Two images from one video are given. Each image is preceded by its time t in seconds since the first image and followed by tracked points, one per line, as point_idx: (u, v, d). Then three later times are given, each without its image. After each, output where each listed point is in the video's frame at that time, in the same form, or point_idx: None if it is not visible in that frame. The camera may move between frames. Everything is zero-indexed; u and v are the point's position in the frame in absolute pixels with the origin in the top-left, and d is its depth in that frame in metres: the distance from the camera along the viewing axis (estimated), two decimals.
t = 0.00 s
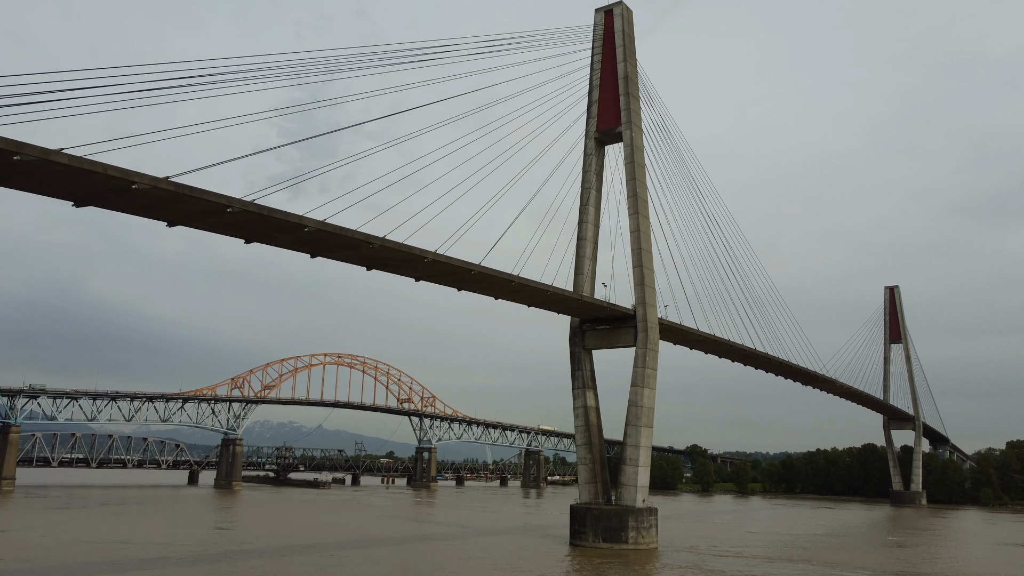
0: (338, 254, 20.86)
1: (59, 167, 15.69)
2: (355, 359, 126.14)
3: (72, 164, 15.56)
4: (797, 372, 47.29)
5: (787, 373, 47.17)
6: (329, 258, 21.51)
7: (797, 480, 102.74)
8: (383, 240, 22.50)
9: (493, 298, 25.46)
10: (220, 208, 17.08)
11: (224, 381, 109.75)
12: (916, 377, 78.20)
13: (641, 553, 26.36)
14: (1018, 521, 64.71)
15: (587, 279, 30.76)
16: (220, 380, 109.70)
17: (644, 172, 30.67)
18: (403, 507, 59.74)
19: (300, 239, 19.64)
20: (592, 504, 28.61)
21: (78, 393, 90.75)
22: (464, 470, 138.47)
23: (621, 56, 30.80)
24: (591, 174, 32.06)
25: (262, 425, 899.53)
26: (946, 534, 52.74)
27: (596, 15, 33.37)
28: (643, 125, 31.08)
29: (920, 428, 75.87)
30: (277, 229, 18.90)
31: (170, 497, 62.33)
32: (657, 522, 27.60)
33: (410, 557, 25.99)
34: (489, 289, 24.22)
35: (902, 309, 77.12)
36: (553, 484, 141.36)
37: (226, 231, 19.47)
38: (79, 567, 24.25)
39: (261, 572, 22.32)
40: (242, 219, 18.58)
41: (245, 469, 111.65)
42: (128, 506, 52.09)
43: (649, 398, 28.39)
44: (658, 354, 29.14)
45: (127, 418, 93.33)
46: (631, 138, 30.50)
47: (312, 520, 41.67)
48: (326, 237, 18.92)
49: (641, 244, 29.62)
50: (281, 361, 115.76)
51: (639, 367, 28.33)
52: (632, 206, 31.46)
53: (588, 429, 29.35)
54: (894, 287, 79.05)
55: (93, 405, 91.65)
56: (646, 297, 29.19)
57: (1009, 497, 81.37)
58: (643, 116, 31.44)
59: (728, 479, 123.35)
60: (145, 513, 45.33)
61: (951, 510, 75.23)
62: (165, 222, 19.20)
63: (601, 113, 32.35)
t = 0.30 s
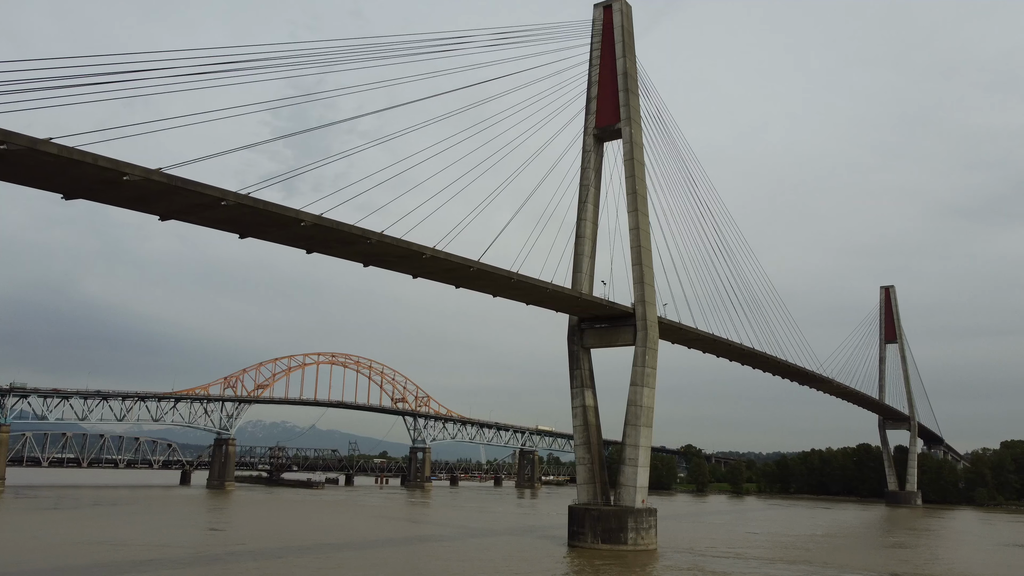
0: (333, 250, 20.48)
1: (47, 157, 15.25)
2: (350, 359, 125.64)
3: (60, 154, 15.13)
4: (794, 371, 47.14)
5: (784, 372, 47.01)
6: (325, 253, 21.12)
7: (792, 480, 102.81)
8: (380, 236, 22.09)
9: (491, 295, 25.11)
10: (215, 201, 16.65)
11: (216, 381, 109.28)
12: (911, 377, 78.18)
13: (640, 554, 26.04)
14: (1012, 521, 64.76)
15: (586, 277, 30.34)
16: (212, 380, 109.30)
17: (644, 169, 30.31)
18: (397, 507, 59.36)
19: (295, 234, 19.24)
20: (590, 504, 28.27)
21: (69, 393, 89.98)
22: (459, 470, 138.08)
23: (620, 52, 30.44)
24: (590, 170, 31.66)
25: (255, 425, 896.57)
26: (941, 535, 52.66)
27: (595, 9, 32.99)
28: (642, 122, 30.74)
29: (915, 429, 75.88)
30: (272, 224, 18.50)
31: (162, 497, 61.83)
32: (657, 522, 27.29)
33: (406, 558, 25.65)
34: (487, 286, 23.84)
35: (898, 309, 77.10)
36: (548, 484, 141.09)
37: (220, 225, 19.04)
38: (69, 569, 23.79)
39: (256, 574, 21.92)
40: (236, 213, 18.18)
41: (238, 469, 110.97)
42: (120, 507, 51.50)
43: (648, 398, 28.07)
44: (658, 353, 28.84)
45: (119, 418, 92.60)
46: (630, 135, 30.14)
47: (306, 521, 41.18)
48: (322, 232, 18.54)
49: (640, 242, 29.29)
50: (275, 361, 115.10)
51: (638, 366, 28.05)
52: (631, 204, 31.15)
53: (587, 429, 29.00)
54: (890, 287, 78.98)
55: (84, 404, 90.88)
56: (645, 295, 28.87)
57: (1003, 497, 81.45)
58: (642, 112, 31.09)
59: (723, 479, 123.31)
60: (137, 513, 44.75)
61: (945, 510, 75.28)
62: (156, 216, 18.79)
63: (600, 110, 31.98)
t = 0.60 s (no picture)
0: (328, 245, 20.10)
1: (35, 147, 14.85)
2: (342, 359, 125.09)
3: (48, 143, 14.73)
4: (791, 371, 46.98)
5: (781, 372, 46.83)
6: (321, 249, 20.74)
7: (786, 480, 102.85)
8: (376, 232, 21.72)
9: (488, 293, 24.78)
10: (208, 194, 16.27)
11: (208, 380, 108.59)
12: (905, 377, 78.22)
13: (639, 555, 25.75)
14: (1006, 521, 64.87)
15: (584, 274, 30.02)
16: (205, 380, 108.60)
17: (643, 167, 30.02)
18: (390, 507, 58.95)
19: (289, 229, 18.86)
20: (588, 504, 27.94)
21: (58, 392, 89.19)
22: (452, 470, 137.71)
23: (619, 47, 30.11)
24: (588, 167, 31.36)
25: (246, 425, 893.30)
26: (935, 535, 52.65)
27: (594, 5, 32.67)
28: (641, 118, 30.45)
29: (909, 429, 75.93)
30: (267, 219, 18.10)
31: (154, 498, 61.26)
32: (655, 523, 27.00)
33: (403, 559, 25.30)
34: (485, 283, 23.50)
35: (892, 309, 77.13)
36: (541, 484, 140.83)
37: (213, 220, 18.66)
38: (59, 571, 23.39)
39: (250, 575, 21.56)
40: (230, 206, 17.76)
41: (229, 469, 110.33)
42: (111, 507, 50.89)
43: (646, 397, 27.78)
44: (656, 352, 28.56)
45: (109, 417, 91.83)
46: (629, 131, 29.86)
47: (300, 522, 40.74)
48: (318, 227, 18.16)
49: (639, 239, 28.97)
50: (267, 360, 114.35)
51: (637, 365, 27.77)
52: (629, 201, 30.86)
53: (585, 428, 28.67)
54: (885, 287, 79.02)
55: (74, 404, 90.10)
56: (643, 293, 28.58)
57: (996, 497, 81.67)
58: (640, 108, 30.79)
59: (716, 479, 123.34)
60: (128, 515, 44.19)
61: (939, 510, 75.35)
62: (147, 209, 18.35)
63: (598, 106, 31.63)
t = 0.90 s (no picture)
0: (324, 241, 19.71)
1: (21, 134, 14.38)
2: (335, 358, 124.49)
3: (35, 131, 14.28)
4: (787, 371, 46.82)
5: (777, 372, 46.66)
6: (316, 244, 20.36)
7: (779, 480, 102.86)
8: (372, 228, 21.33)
9: (485, 291, 24.42)
10: (200, 185, 15.85)
11: (199, 380, 107.83)
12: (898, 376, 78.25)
13: (637, 556, 25.42)
14: (1000, 521, 64.86)
15: (581, 272, 29.66)
16: (196, 379, 107.82)
17: (641, 163, 29.72)
18: (384, 508, 58.32)
19: (284, 223, 18.45)
20: (585, 505, 27.60)
21: (47, 391, 88.30)
22: (444, 470, 137.25)
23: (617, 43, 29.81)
24: (585, 164, 31.02)
25: (237, 425, 889.75)
26: (930, 535, 52.56)
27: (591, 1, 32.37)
28: (639, 115, 30.15)
29: (902, 429, 75.95)
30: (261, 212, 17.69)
31: (143, 499, 60.56)
32: (653, 524, 26.67)
33: (398, 561, 24.91)
34: (482, 280, 23.13)
35: (886, 309, 77.16)
36: (534, 484, 140.46)
37: (205, 213, 18.24)
38: (47, 573, 22.91)
39: None
40: (223, 199, 17.33)
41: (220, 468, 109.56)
42: (100, 508, 50.25)
43: (644, 397, 27.46)
44: (654, 351, 28.25)
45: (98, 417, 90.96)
46: (627, 128, 29.56)
47: (292, 523, 40.23)
48: (314, 221, 17.76)
49: (637, 236, 28.63)
50: (258, 359, 113.54)
51: (635, 364, 27.45)
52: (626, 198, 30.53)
53: (582, 428, 28.31)
54: (878, 287, 79.04)
55: (63, 403, 89.25)
56: (642, 291, 28.25)
57: (989, 497, 81.84)
58: (639, 105, 30.48)
59: (710, 479, 123.28)
60: (117, 516, 43.59)
61: (932, 510, 75.33)
62: (137, 202, 17.89)
63: (595, 102, 31.29)
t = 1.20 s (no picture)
0: (319, 236, 19.31)
1: (8, 122, 13.95)
2: (327, 357, 123.89)
3: (23, 119, 13.86)
4: (783, 371, 46.69)
5: (773, 372, 46.53)
6: (311, 240, 19.99)
7: (772, 480, 102.97)
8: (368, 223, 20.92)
9: (482, 288, 24.09)
10: (195, 177, 15.44)
11: (190, 379, 107.06)
12: (892, 376, 78.28)
13: (635, 557, 25.13)
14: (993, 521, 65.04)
15: (579, 269, 29.31)
16: (187, 379, 107.03)
17: (639, 160, 29.42)
18: (377, 508, 57.82)
19: (279, 217, 18.04)
20: (583, 506, 27.24)
21: (36, 390, 87.41)
22: (437, 470, 136.85)
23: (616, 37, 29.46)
24: (583, 161, 30.69)
25: (228, 425, 886.24)
26: (925, 535, 52.56)
27: None
28: (637, 111, 29.83)
29: (896, 429, 76.02)
30: (256, 205, 17.28)
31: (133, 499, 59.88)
32: (652, 525, 26.38)
33: (393, 562, 24.51)
34: (480, 277, 22.78)
35: (880, 309, 77.15)
36: (527, 483, 140.18)
37: (199, 207, 17.85)
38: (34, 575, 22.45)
39: None
40: (217, 192, 16.95)
41: (212, 468, 108.79)
42: (88, 509, 49.54)
43: (643, 396, 27.15)
44: (653, 350, 27.95)
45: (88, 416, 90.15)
46: (625, 124, 29.25)
47: (284, 524, 39.78)
48: (310, 215, 17.40)
49: (635, 233, 28.29)
50: (250, 358, 112.80)
51: (634, 363, 27.13)
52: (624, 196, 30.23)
53: (579, 427, 27.99)
54: (873, 287, 79.12)
55: (52, 402, 88.42)
56: (640, 289, 27.92)
57: (981, 497, 82.03)
58: (637, 101, 30.16)
59: (703, 479, 123.31)
60: (106, 517, 42.97)
61: (926, 510, 75.37)
62: (128, 196, 17.49)
63: (593, 98, 30.97)
